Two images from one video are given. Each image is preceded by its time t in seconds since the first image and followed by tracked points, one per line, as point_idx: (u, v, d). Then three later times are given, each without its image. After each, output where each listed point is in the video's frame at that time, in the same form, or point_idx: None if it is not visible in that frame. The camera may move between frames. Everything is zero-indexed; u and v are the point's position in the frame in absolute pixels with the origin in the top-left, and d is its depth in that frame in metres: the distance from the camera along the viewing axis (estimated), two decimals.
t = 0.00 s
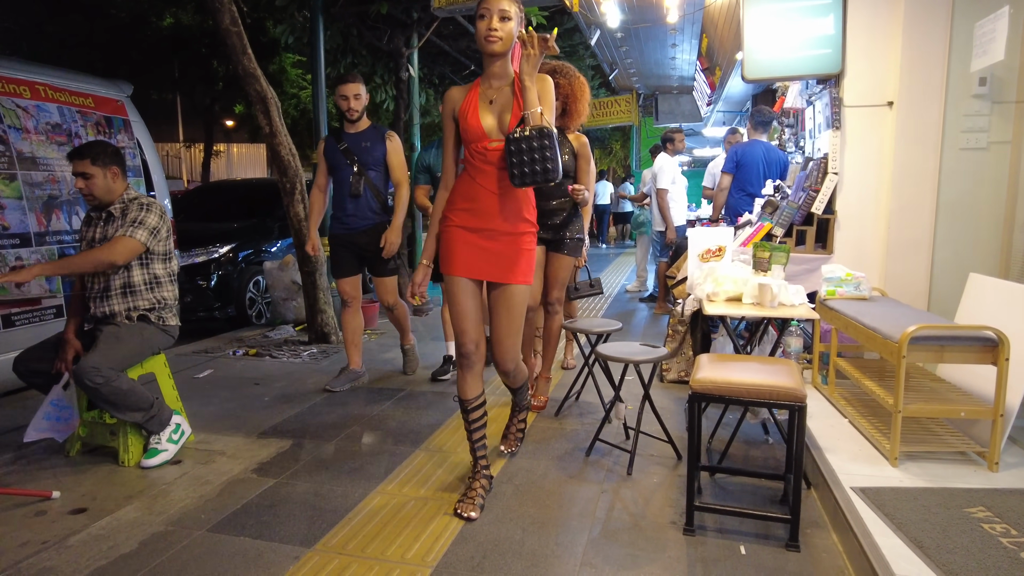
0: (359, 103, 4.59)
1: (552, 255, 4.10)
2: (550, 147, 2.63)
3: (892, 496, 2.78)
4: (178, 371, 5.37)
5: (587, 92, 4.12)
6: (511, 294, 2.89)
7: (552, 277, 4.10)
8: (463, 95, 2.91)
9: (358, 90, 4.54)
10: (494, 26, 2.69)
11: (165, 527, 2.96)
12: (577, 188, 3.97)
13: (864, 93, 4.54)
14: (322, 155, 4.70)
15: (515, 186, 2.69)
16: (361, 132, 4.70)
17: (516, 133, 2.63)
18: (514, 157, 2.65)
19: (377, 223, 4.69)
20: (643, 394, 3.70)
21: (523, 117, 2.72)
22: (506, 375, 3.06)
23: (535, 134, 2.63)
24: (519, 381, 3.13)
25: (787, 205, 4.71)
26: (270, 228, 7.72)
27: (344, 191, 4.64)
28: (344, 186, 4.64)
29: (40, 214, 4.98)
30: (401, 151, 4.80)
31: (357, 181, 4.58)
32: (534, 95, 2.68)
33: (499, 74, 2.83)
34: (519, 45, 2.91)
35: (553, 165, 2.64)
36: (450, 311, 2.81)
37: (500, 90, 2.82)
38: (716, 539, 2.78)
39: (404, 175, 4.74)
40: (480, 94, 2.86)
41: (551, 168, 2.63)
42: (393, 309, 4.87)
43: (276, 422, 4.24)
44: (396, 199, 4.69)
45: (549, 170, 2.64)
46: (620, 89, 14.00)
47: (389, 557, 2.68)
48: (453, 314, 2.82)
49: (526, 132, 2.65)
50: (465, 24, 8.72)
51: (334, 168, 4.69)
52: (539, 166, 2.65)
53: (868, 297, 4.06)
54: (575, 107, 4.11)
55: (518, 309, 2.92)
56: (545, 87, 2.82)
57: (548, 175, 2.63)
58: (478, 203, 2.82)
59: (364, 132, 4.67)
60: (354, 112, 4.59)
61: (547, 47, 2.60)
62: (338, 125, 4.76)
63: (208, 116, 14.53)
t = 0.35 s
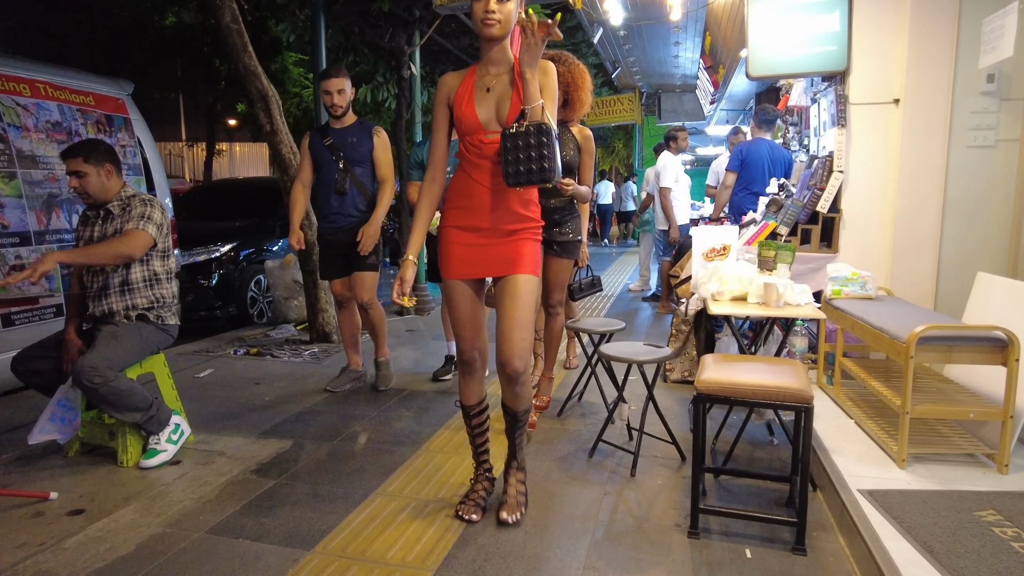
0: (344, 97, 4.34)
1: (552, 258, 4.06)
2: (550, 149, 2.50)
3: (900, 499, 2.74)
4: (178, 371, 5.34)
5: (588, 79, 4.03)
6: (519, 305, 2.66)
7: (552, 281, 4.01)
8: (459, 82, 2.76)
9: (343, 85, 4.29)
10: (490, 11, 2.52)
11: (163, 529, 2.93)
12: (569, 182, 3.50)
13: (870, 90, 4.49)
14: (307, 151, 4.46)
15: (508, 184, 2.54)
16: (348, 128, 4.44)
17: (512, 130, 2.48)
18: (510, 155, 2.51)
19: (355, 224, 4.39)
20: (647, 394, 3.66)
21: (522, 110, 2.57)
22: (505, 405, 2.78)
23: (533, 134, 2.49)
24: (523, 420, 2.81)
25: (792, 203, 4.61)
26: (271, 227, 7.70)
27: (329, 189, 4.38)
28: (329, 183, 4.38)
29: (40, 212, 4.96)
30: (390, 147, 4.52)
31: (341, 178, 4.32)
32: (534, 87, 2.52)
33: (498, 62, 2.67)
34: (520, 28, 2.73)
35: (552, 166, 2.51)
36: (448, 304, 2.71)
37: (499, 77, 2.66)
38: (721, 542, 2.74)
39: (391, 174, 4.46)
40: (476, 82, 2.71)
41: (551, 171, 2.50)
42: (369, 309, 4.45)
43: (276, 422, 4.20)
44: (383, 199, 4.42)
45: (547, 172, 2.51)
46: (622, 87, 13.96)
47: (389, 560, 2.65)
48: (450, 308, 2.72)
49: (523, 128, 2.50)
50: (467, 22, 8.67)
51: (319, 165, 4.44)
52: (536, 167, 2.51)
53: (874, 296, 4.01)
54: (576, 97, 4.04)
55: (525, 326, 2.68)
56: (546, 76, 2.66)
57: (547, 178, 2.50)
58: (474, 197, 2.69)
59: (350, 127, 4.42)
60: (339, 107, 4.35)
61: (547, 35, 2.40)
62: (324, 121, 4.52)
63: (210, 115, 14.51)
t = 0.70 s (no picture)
0: (330, 91, 4.16)
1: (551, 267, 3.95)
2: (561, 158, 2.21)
3: (911, 506, 2.68)
4: (176, 371, 5.29)
5: (589, 74, 3.94)
6: (525, 316, 2.34)
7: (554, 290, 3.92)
8: (459, 70, 2.44)
9: (329, 77, 4.11)
10: None
11: (158, 534, 2.87)
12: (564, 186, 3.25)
13: (876, 88, 4.42)
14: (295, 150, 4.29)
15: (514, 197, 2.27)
16: (337, 124, 4.26)
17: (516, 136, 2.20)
18: (515, 162, 2.22)
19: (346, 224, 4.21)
20: (651, 395, 3.60)
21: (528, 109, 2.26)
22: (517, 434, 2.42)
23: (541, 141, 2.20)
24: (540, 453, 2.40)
25: (798, 202, 4.54)
26: (272, 226, 7.64)
27: (318, 188, 4.21)
28: (317, 183, 4.21)
29: (37, 211, 4.91)
30: (381, 144, 4.33)
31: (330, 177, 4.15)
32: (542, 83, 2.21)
33: (502, 50, 2.36)
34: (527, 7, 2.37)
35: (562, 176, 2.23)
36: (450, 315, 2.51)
37: (503, 68, 2.34)
38: (727, 549, 2.68)
39: (382, 172, 4.28)
40: (478, 73, 2.39)
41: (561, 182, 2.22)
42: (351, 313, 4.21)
43: (275, 423, 4.15)
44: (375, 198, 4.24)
45: (558, 183, 2.22)
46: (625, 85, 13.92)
47: (388, 568, 2.59)
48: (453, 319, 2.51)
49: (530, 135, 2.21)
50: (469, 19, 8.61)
51: (308, 164, 4.25)
52: (545, 175, 2.22)
53: (882, 296, 3.94)
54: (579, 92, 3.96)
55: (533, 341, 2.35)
56: (556, 68, 2.34)
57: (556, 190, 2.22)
58: (474, 199, 2.39)
59: (338, 124, 4.25)
60: (325, 101, 4.16)
61: (555, 26, 2.08)
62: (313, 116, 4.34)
63: (211, 113, 14.47)
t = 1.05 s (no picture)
0: (319, 86, 3.93)
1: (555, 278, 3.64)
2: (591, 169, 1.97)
3: (925, 519, 2.60)
4: (174, 374, 5.22)
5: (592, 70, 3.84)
6: (540, 341, 2.01)
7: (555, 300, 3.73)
8: (465, 61, 2.12)
9: (317, 72, 3.89)
10: None
11: (150, 546, 2.80)
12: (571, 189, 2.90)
13: (885, 87, 4.33)
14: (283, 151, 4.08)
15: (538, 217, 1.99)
16: (325, 122, 4.04)
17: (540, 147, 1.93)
18: (538, 176, 1.95)
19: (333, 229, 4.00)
20: (657, 402, 3.51)
21: (546, 113, 1.96)
22: (525, 475, 2.09)
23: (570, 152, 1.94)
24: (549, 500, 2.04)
25: (805, 203, 4.41)
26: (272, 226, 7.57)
27: (303, 191, 4.02)
28: (304, 186, 4.02)
29: (32, 212, 4.83)
30: (372, 143, 4.11)
31: (316, 182, 3.95)
32: (563, 82, 1.90)
33: (515, 40, 2.03)
34: None
35: (594, 190, 1.98)
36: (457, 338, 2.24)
37: (516, 57, 2.01)
38: (736, 563, 2.60)
39: (375, 175, 4.07)
40: (487, 65, 2.05)
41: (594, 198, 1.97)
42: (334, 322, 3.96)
43: (272, 429, 4.07)
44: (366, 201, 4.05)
45: (590, 198, 1.97)
46: (627, 83, 13.85)
47: None
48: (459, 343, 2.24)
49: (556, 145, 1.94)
50: (471, 17, 8.52)
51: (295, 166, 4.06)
52: (573, 187, 1.96)
53: (892, 300, 3.86)
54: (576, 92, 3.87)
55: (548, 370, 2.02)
56: (575, 59, 2.03)
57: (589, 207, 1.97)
58: (485, 207, 2.08)
59: (326, 122, 4.03)
60: (314, 96, 3.91)
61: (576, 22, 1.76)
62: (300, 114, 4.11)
63: (212, 112, 14.39)
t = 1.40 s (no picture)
0: (311, 78, 3.78)
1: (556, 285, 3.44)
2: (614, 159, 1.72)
3: (937, 529, 2.53)
4: (170, 376, 5.15)
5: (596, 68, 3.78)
6: (555, 363, 1.82)
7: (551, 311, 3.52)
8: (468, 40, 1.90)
9: (310, 63, 3.73)
10: None
11: (142, 555, 2.73)
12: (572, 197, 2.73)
13: (892, 84, 4.25)
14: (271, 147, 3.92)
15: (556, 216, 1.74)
16: (315, 117, 3.88)
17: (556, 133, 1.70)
18: (552, 168, 1.71)
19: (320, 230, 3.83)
20: (660, 405, 3.44)
21: (557, 100, 1.74)
22: (533, 491, 1.94)
23: (588, 140, 1.71)
24: (556, 526, 1.90)
25: (811, 203, 4.41)
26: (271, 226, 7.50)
27: (289, 189, 3.85)
28: (290, 183, 3.85)
29: (26, 212, 4.77)
30: (364, 141, 3.96)
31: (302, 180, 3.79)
32: (575, 62, 1.69)
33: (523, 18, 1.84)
34: None
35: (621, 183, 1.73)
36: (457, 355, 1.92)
37: (523, 38, 1.81)
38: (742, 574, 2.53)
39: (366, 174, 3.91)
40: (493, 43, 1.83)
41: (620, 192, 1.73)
42: (325, 330, 3.82)
43: (268, 433, 4.00)
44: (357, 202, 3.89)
45: (616, 191, 1.72)
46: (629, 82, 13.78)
47: None
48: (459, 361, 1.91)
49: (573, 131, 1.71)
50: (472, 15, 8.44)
51: (283, 163, 3.90)
52: (594, 180, 1.72)
53: (900, 302, 3.78)
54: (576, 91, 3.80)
55: (559, 389, 1.83)
56: (588, 34, 1.80)
57: (614, 202, 1.72)
58: (493, 204, 1.83)
59: (317, 117, 3.87)
60: (306, 89, 3.75)
61: None
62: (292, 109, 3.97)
63: (212, 111, 14.32)
